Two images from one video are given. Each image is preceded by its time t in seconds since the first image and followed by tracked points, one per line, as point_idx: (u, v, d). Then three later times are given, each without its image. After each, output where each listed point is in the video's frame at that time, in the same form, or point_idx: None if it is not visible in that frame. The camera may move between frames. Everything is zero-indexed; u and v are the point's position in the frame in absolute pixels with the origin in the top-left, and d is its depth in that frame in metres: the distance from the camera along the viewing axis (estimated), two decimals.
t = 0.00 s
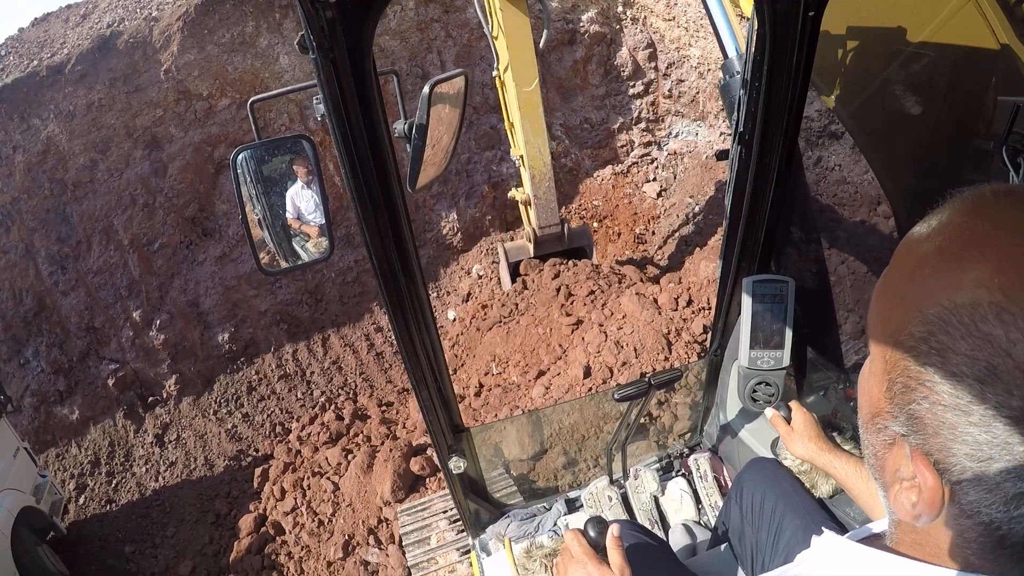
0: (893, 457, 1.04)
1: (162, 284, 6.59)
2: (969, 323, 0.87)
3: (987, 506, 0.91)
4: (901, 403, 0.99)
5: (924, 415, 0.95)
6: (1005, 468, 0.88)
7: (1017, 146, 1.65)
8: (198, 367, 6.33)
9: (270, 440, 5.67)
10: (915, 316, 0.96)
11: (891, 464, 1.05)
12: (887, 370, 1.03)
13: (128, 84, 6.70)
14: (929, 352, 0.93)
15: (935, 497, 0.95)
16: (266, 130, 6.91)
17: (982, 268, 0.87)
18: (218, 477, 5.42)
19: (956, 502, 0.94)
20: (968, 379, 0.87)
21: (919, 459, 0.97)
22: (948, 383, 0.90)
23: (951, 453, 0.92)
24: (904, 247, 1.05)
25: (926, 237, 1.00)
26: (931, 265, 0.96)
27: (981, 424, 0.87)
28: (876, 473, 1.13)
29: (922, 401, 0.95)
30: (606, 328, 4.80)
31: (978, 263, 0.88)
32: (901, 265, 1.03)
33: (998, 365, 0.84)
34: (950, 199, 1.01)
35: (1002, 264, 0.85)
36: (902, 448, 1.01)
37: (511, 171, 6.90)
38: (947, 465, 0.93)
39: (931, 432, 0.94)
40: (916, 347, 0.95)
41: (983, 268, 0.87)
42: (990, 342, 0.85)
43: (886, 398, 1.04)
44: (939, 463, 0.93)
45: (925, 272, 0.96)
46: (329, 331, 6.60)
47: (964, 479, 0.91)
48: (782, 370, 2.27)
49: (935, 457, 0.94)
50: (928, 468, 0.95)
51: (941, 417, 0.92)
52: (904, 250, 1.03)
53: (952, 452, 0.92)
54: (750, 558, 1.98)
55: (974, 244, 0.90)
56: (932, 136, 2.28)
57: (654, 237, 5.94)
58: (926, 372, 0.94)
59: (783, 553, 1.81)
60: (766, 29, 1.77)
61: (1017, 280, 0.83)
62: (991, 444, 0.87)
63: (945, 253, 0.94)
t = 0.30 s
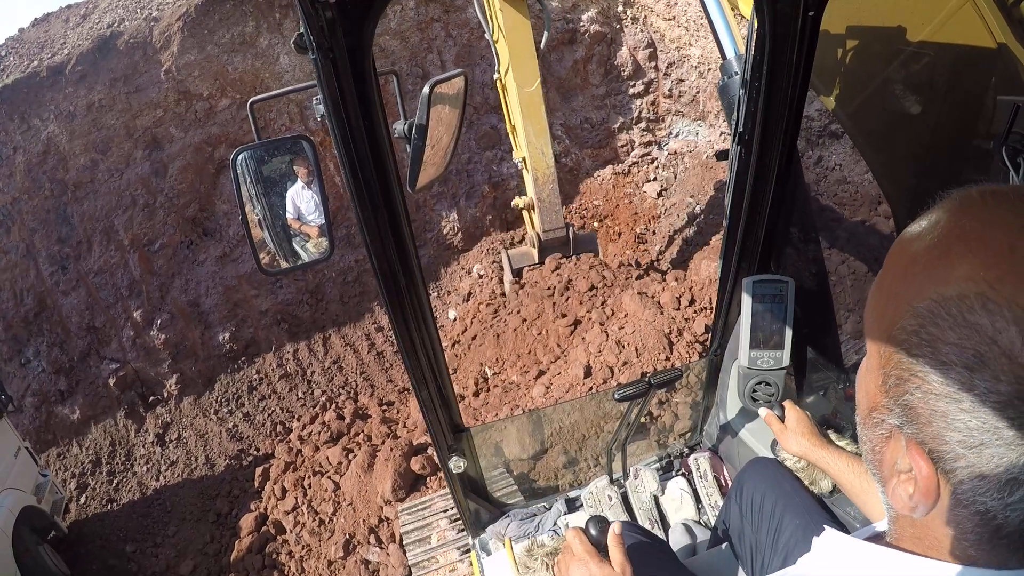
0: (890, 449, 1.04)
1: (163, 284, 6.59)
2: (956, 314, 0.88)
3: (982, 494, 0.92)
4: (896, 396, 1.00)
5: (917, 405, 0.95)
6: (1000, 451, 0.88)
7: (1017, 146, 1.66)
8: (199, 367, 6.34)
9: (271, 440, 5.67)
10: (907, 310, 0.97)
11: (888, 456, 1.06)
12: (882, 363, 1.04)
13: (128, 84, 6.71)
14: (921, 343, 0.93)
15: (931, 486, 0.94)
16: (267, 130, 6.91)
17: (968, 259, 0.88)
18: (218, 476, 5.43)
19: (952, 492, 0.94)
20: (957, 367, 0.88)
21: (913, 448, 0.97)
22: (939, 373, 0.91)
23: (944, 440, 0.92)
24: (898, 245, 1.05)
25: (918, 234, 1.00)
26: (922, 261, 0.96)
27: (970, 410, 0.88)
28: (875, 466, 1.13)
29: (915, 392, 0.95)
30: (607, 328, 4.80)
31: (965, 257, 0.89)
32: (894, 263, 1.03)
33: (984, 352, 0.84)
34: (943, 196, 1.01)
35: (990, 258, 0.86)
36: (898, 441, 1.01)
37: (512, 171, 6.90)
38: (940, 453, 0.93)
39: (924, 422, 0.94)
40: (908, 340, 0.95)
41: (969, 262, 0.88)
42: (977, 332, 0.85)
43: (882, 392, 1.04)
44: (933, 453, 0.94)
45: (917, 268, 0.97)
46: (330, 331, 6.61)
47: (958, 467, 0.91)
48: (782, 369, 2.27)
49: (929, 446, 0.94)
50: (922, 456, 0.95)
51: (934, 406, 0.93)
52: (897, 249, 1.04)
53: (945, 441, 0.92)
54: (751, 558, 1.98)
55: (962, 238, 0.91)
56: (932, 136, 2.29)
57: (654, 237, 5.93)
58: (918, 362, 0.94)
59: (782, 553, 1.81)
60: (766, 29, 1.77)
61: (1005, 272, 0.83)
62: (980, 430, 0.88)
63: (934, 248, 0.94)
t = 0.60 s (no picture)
0: (892, 453, 1.05)
1: (165, 282, 6.61)
2: (968, 321, 0.88)
3: (983, 505, 0.92)
4: (900, 400, 1.00)
5: (922, 413, 0.96)
6: (1002, 467, 0.88)
7: (1017, 146, 1.65)
8: (201, 365, 6.36)
9: (272, 438, 5.68)
10: (916, 313, 0.97)
11: (890, 461, 1.06)
12: (888, 366, 1.04)
13: (132, 83, 6.73)
14: (930, 349, 0.93)
15: (932, 495, 0.95)
16: (269, 129, 6.93)
17: (981, 262, 0.89)
18: (220, 475, 5.44)
19: (952, 502, 0.94)
20: (965, 376, 0.88)
21: (916, 455, 0.97)
22: (946, 380, 0.91)
23: (948, 450, 0.92)
24: (906, 247, 1.05)
25: (930, 237, 1.00)
26: (935, 263, 0.96)
27: (977, 421, 0.88)
28: (876, 471, 1.14)
29: (920, 398, 0.96)
30: (610, 328, 4.80)
31: (979, 261, 0.89)
32: (904, 265, 1.03)
33: (995, 362, 0.84)
34: (954, 199, 1.02)
35: (1004, 264, 0.86)
36: (901, 446, 1.02)
37: (514, 171, 6.90)
38: (943, 462, 0.93)
39: (928, 429, 0.95)
40: (917, 345, 0.95)
41: (984, 266, 0.88)
42: (988, 340, 0.85)
43: (886, 396, 1.05)
44: (934, 460, 0.94)
45: (928, 270, 0.97)
46: (332, 330, 6.62)
47: (960, 478, 0.92)
48: (783, 370, 2.28)
49: (932, 454, 0.94)
50: (924, 464, 0.95)
51: (938, 414, 0.93)
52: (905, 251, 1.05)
53: (949, 450, 0.92)
54: (750, 558, 1.96)
55: (975, 243, 0.91)
56: (932, 136, 2.29)
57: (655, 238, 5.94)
58: (926, 369, 0.94)
59: (782, 554, 1.81)
60: (766, 29, 1.78)
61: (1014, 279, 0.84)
62: (986, 442, 0.88)
63: (947, 251, 0.95)
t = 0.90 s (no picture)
0: (896, 453, 1.04)
1: (164, 283, 6.60)
2: (977, 326, 0.87)
3: (987, 508, 0.91)
4: (905, 402, 0.99)
5: (928, 416, 0.95)
6: (1009, 473, 0.87)
7: (1017, 146, 1.65)
8: (200, 366, 6.35)
9: (271, 439, 5.67)
10: (924, 316, 0.96)
11: (893, 460, 1.06)
12: (893, 366, 1.03)
13: (130, 84, 6.73)
14: (936, 353, 0.92)
15: (937, 497, 0.95)
16: (268, 129, 6.92)
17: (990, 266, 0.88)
18: (219, 476, 5.43)
19: (956, 503, 0.94)
20: (973, 383, 0.87)
21: (921, 458, 0.97)
22: (952, 384, 0.90)
23: (955, 454, 0.91)
24: (911, 246, 1.05)
25: (934, 238, 1.00)
26: (940, 266, 0.96)
27: (984, 428, 0.87)
28: (878, 470, 1.14)
29: (926, 401, 0.95)
30: (607, 329, 4.80)
31: (987, 266, 0.88)
32: (909, 266, 1.03)
33: (1005, 370, 0.83)
34: (960, 199, 1.01)
35: (1010, 268, 0.85)
36: (904, 446, 1.02)
37: (512, 171, 6.89)
38: (949, 466, 0.93)
39: (934, 433, 0.94)
40: (924, 348, 0.95)
41: (994, 271, 0.86)
42: (997, 347, 0.84)
43: (891, 395, 1.04)
44: (940, 463, 0.94)
45: (934, 274, 0.96)
46: (331, 330, 6.61)
47: (966, 481, 0.91)
48: (783, 370, 2.27)
49: (938, 457, 0.94)
50: (930, 467, 0.95)
51: (945, 418, 0.92)
52: (908, 255, 1.04)
53: (955, 454, 0.92)
54: (750, 558, 1.95)
55: (981, 248, 0.90)
56: (932, 136, 2.28)
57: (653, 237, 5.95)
58: (932, 372, 0.93)
59: (782, 553, 1.81)
60: (766, 28, 1.77)
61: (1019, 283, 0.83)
62: (994, 448, 0.87)
63: (954, 253, 0.94)
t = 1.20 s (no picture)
0: (906, 461, 1.05)
1: (159, 285, 6.57)
2: (1005, 341, 0.84)
3: (1000, 522, 0.90)
4: (923, 412, 0.98)
5: (946, 429, 0.93)
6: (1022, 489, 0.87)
7: (1016, 146, 1.62)
8: (196, 368, 6.32)
9: (267, 441, 5.63)
10: (949, 325, 0.94)
11: (905, 468, 1.05)
12: (913, 374, 1.02)
13: (125, 84, 6.71)
14: (960, 366, 0.90)
15: (948, 508, 0.94)
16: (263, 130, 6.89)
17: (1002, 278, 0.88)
18: (214, 478, 5.38)
19: (968, 515, 0.93)
20: (997, 400, 0.85)
21: (935, 469, 0.95)
22: (976, 400, 0.88)
23: (970, 470, 0.90)
24: (933, 250, 1.05)
25: (955, 244, 1.01)
26: (959, 276, 0.96)
27: (1006, 446, 0.86)
28: (890, 477, 1.13)
29: (947, 413, 0.93)
30: (604, 332, 4.82)
31: (1013, 278, 0.86)
32: (932, 271, 1.02)
33: None
34: (983, 204, 1.01)
35: None
36: (918, 455, 1.01)
37: (508, 171, 6.88)
38: (965, 480, 0.91)
39: (952, 446, 0.93)
40: (946, 360, 0.93)
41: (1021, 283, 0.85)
42: None
43: (906, 403, 1.04)
44: (955, 476, 0.92)
45: (951, 282, 0.97)
46: (326, 332, 6.59)
47: (980, 495, 0.90)
48: (783, 370, 2.27)
49: (952, 470, 0.93)
50: (943, 478, 0.94)
51: (965, 432, 0.90)
52: (927, 262, 1.05)
53: (971, 469, 0.90)
54: (751, 559, 1.94)
55: (1011, 258, 0.89)
56: (931, 137, 2.20)
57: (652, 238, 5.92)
58: (954, 386, 0.91)
59: (783, 553, 1.80)
60: (766, 28, 1.77)
61: None
62: (1017, 468, 0.86)
63: (974, 261, 0.94)
